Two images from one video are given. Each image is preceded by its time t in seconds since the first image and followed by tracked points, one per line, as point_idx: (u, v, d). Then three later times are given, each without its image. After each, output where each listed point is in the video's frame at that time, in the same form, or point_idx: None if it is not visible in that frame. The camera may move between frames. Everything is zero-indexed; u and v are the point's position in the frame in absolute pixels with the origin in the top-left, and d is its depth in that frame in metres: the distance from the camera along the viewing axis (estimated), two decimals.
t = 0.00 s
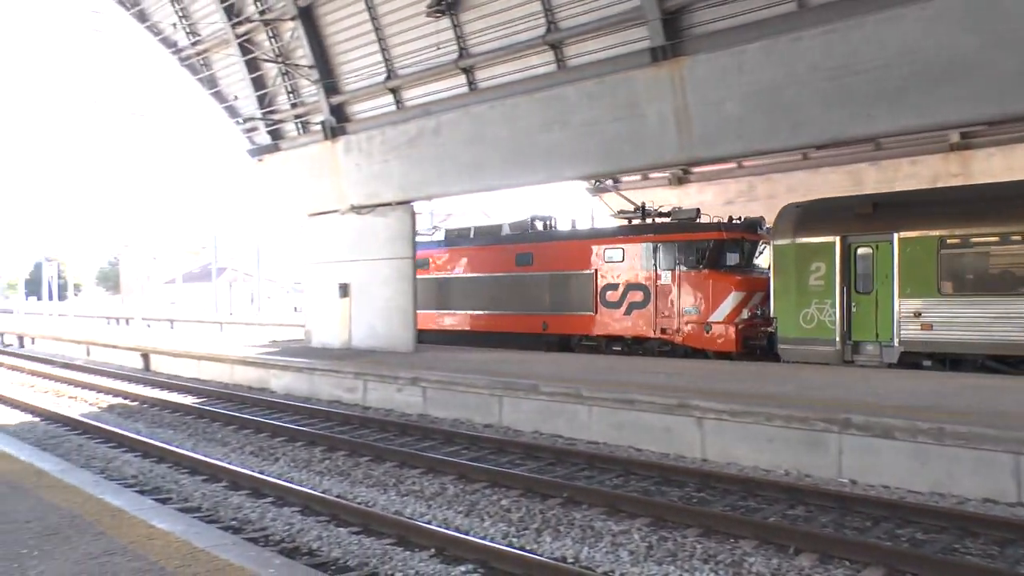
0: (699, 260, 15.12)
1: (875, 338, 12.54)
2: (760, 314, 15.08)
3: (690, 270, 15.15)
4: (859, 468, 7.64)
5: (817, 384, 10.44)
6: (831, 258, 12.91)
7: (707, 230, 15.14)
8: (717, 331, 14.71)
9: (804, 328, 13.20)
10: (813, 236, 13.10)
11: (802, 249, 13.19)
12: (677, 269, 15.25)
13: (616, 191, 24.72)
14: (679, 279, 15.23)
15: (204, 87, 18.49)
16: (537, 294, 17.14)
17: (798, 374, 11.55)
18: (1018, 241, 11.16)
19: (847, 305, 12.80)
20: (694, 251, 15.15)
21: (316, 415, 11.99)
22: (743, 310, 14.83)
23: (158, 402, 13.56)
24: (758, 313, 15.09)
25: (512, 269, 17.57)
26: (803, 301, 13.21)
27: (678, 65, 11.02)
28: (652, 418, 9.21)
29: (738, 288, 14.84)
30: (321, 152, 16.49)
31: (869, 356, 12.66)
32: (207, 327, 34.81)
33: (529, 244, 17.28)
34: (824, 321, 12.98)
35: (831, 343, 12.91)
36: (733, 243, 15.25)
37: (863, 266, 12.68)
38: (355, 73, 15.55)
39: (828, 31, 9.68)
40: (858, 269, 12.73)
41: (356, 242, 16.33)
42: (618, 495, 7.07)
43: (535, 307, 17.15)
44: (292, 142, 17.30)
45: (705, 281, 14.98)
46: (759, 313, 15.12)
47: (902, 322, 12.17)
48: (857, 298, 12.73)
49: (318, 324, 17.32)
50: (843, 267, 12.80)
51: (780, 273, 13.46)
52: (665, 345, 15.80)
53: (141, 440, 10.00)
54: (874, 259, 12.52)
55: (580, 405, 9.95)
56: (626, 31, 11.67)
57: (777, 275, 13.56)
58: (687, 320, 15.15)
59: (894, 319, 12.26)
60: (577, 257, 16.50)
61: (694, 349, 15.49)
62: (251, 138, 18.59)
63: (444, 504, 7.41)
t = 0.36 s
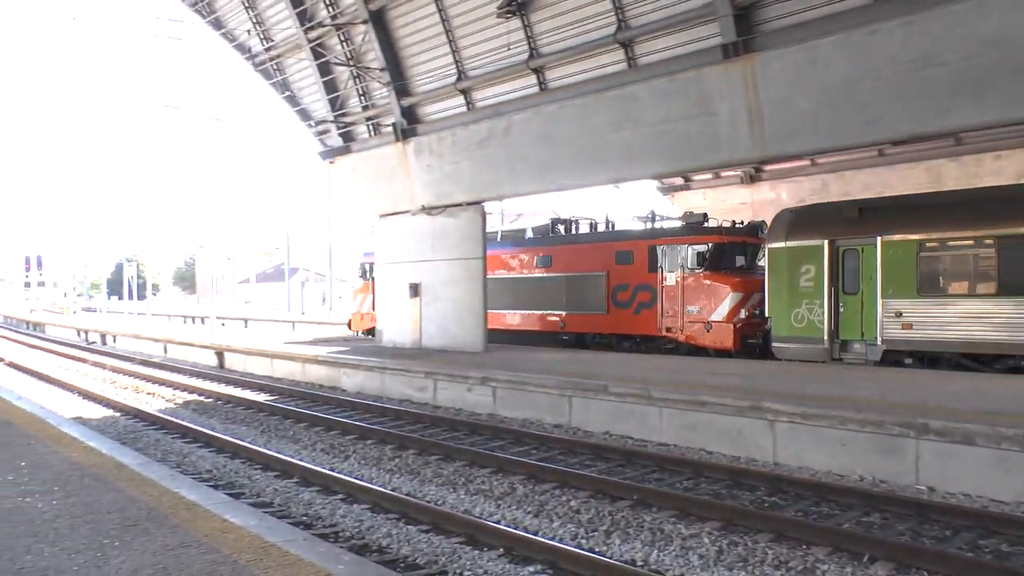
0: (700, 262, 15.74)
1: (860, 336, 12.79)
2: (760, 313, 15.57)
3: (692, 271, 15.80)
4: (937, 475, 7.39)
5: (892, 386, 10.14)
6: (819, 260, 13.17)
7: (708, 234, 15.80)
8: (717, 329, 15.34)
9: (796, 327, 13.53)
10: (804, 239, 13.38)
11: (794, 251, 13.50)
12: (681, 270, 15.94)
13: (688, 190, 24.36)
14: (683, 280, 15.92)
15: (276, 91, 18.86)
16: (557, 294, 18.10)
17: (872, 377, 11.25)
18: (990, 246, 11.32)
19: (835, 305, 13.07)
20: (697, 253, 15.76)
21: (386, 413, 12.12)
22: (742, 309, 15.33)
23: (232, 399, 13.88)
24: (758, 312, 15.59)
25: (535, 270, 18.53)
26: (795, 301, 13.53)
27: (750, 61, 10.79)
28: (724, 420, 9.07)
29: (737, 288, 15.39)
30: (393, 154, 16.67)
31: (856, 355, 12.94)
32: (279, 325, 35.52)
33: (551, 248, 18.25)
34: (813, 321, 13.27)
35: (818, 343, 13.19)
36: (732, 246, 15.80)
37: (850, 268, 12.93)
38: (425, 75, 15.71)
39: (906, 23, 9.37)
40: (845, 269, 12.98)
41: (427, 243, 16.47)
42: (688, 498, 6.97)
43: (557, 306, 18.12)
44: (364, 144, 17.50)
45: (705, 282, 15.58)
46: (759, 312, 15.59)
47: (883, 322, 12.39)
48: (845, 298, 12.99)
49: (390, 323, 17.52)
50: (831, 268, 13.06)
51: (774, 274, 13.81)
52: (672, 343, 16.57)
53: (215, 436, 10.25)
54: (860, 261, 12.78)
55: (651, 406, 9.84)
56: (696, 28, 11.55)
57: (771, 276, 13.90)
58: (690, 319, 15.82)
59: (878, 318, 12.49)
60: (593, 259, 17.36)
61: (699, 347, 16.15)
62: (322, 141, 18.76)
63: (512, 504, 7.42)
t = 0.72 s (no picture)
0: (722, 265, 16.79)
1: (867, 336, 13.43)
2: (778, 313, 16.53)
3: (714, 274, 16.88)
4: None
5: (989, 392, 9.73)
6: (830, 264, 13.88)
7: (729, 239, 16.79)
8: (736, 329, 16.42)
9: (808, 327, 14.24)
10: (817, 244, 14.10)
11: (808, 255, 14.22)
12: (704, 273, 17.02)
13: (774, 188, 23.92)
14: (707, 283, 17.00)
15: (360, 95, 19.17)
16: (597, 295, 19.37)
17: (966, 382, 10.86)
18: (986, 250, 11.80)
19: (844, 307, 13.75)
20: (718, 258, 16.82)
21: (468, 413, 12.22)
22: (760, 310, 16.35)
23: (316, 397, 14.20)
24: (776, 312, 16.54)
25: (574, 274, 19.89)
26: (808, 302, 14.24)
27: (837, 57, 10.41)
28: (810, 425, 8.83)
29: (756, 290, 16.41)
30: (476, 155, 16.76)
31: (863, 355, 13.56)
32: (361, 324, 36.17)
33: (593, 252, 19.51)
34: (823, 321, 13.98)
35: (828, 342, 13.90)
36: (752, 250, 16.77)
37: (858, 272, 13.58)
38: (509, 76, 15.77)
39: (1003, 13, 8.93)
40: (853, 273, 13.65)
41: (511, 244, 16.54)
42: (772, 504, 6.81)
43: (597, 307, 19.38)
44: (449, 146, 17.60)
45: (726, 284, 16.67)
46: (777, 313, 16.55)
47: (886, 322, 13.00)
48: (853, 301, 13.66)
49: (473, 323, 17.65)
50: (841, 272, 13.74)
51: (789, 276, 14.52)
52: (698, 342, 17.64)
53: (300, 432, 10.51)
54: (867, 264, 13.42)
55: (735, 409, 9.66)
56: (783, 24, 11.21)
57: (786, 279, 14.62)
58: (713, 319, 16.90)
59: (882, 319, 13.12)
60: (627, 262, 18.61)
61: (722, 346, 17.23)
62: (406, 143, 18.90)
63: (594, 506, 7.38)
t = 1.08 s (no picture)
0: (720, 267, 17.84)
1: (851, 334, 14.20)
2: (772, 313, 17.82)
3: (713, 276, 17.91)
4: None
5: None
6: (818, 267, 14.67)
7: (729, 243, 17.88)
8: (734, 328, 17.62)
9: (798, 326, 15.07)
10: (806, 249, 14.92)
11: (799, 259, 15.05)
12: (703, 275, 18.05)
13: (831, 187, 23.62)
14: (706, 285, 18.00)
15: (416, 96, 19.34)
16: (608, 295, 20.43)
17: None
18: (957, 255, 12.54)
19: (831, 308, 14.52)
20: (717, 261, 17.89)
21: (522, 413, 12.25)
22: (755, 310, 17.63)
23: (370, 395, 14.35)
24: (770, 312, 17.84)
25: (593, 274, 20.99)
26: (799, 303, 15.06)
27: (897, 52, 10.27)
28: (868, 428, 8.67)
29: (753, 291, 17.69)
30: (532, 156, 16.79)
31: (848, 352, 14.34)
32: (413, 324, 36.55)
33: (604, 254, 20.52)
34: (811, 321, 14.79)
35: (816, 340, 14.74)
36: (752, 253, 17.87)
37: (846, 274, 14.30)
38: (565, 75, 15.76)
39: None
40: (839, 276, 14.42)
41: (566, 245, 16.49)
42: (828, 508, 6.71)
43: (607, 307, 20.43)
44: (504, 146, 17.64)
45: (724, 285, 17.75)
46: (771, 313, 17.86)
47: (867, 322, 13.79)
48: (841, 302, 14.39)
49: (528, 323, 17.65)
50: (829, 275, 14.52)
51: (783, 279, 15.36)
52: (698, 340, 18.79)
53: (354, 431, 10.64)
54: (851, 267, 14.17)
55: (791, 411, 9.53)
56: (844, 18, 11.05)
57: (782, 281, 15.46)
58: (712, 318, 17.96)
59: (863, 318, 13.89)
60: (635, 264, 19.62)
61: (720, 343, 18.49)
62: (461, 144, 19.00)
63: (648, 508, 7.34)
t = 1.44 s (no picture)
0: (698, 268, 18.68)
1: (814, 333, 15.12)
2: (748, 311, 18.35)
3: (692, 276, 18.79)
4: None
5: None
6: (785, 269, 15.53)
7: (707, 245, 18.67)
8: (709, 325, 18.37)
9: (766, 323, 15.98)
10: (773, 251, 15.81)
11: (767, 261, 15.91)
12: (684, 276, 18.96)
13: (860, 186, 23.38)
14: (686, 285, 18.92)
15: (443, 97, 19.41)
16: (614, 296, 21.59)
17: None
18: (906, 257, 13.32)
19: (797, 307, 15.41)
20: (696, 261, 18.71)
21: (550, 413, 12.25)
22: (729, 309, 18.25)
23: (397, 395, 14.41)
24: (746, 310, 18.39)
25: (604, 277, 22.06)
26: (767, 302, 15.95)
27: (930, 48, 10.16)
28: (899, 430, 8.57)
29: (727, 291, 18.30)
30: (560, 156, 16.78)
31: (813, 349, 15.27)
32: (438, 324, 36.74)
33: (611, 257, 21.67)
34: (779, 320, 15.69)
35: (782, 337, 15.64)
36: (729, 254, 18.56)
37: (810, 275, 15.20)
38: (593, 74, 15.73)
39: None
40: (806, 277, 15.28)
41: (594, 244, 16.45)
42: (860, 510, 6.65)
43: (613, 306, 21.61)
44: (531, 146, 17.65)
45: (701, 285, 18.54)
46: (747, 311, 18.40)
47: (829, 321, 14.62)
48: (805, 301, 15.31)
49: (555, 323, 17.65)
50: (795, 275, 15.38)
51: (754, 279, 16.22)
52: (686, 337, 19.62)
53: (382, 430, 10.68)
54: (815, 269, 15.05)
55: (820, 412, 9.46)
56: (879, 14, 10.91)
57: (752, 281, 16.33)
58: (692, 316, 18.79)
59: (826, 318, 14.75)
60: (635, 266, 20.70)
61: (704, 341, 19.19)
62: (489, 144, 19.04)
63: (678, 508, 7.30)
